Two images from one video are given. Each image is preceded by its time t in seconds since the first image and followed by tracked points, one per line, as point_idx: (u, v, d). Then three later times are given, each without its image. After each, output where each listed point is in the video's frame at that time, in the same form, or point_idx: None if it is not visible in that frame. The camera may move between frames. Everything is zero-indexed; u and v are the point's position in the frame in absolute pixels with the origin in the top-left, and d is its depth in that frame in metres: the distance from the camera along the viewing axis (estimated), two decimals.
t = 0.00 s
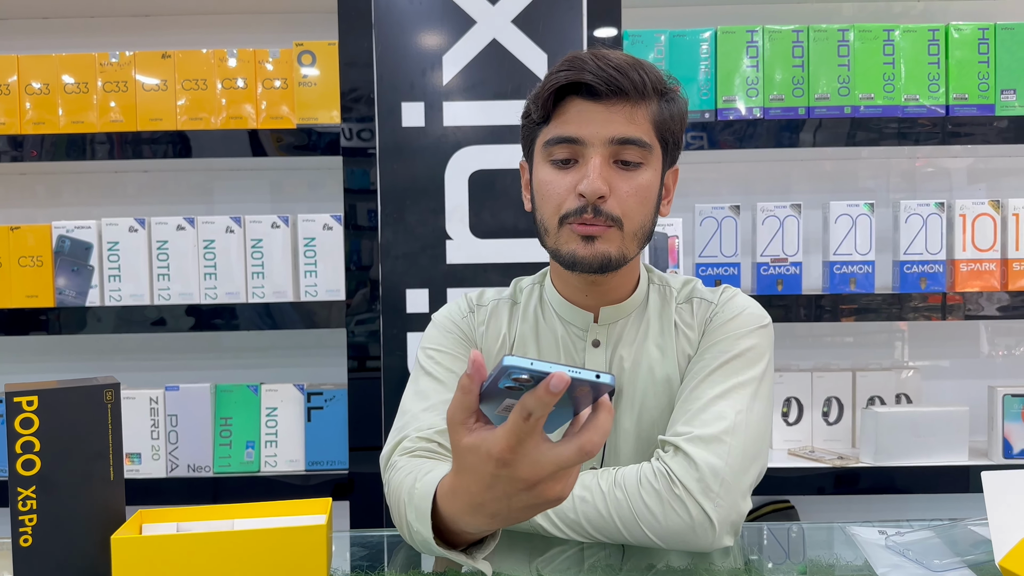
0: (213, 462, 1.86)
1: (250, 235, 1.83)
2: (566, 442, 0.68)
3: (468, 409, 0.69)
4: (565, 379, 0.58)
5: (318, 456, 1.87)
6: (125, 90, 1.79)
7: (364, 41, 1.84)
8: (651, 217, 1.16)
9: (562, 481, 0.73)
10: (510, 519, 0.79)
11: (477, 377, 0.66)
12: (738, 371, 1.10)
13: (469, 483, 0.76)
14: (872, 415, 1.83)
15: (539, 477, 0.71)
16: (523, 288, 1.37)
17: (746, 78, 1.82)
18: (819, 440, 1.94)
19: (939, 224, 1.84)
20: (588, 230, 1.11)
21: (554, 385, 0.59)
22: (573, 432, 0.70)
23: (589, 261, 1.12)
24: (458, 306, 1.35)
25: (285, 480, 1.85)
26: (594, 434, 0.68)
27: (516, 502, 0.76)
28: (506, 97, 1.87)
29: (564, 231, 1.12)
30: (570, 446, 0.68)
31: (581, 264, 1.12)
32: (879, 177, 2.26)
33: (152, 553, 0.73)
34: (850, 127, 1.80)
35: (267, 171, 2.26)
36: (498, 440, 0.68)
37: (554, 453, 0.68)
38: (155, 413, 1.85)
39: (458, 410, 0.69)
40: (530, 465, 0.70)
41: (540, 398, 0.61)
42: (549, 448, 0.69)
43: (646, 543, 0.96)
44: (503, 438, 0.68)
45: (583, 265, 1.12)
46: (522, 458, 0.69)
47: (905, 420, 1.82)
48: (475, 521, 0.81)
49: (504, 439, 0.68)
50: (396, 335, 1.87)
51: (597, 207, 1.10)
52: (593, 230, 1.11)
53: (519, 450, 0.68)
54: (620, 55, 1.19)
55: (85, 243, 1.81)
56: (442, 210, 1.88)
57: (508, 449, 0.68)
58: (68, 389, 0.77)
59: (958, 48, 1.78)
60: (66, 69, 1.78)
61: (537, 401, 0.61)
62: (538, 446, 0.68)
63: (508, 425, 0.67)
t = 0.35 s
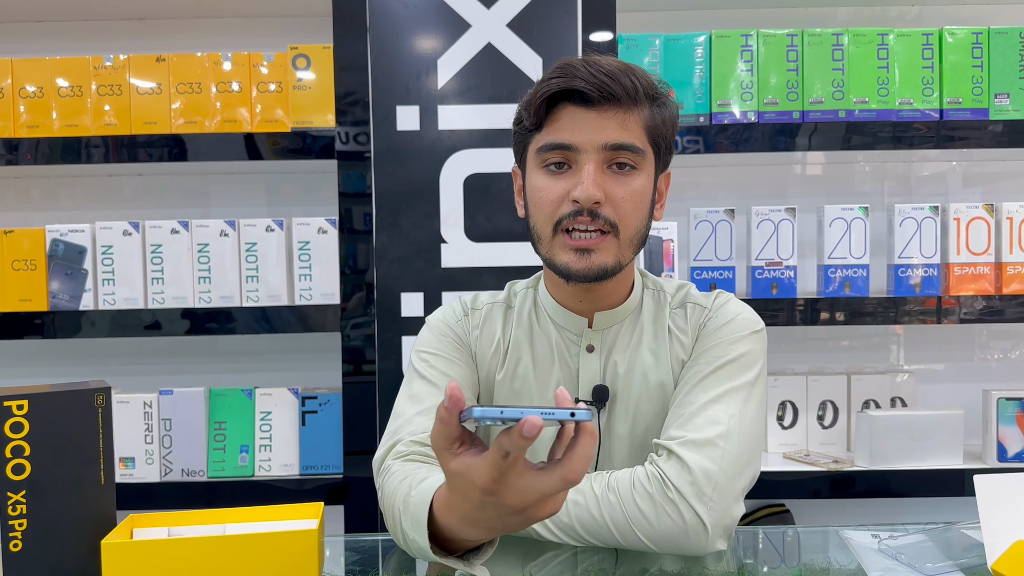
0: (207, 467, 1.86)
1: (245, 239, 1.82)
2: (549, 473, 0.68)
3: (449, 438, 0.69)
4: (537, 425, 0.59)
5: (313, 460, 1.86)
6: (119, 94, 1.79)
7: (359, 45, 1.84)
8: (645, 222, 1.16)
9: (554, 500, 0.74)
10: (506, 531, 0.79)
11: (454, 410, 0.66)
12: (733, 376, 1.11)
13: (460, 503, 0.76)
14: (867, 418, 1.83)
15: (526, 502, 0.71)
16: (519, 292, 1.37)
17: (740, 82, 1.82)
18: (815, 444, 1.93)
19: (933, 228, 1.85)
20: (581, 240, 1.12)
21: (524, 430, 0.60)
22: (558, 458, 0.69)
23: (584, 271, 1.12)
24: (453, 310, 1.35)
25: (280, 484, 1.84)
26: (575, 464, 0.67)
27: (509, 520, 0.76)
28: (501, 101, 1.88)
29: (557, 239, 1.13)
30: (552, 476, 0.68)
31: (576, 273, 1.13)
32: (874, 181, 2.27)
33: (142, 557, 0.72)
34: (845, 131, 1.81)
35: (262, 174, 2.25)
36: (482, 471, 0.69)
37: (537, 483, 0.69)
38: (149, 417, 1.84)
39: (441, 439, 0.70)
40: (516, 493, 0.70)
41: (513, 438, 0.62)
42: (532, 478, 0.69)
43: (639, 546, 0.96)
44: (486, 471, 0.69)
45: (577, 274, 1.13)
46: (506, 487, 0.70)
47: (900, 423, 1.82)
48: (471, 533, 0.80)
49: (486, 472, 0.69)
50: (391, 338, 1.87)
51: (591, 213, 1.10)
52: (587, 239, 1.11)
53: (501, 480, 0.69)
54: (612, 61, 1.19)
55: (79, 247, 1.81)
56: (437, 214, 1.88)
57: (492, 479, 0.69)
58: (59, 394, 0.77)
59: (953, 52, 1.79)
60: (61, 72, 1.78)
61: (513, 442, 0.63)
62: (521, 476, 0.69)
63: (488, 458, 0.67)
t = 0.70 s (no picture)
0: (205, 468, 1.85)
1: (243, 240, 1.82)
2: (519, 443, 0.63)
3: (448, 414, 0.67)
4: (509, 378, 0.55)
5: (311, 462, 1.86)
6: (118, 95, 1.79)
7: (358, 47, 1.84)
8: (641, 225, 1.16)
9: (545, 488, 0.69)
10: (496, 522, 0.76)
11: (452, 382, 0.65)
12: (730, 378, 1.10)
13: (445, 492, 0.74)
14: (866, 420, 1.82)
15: (510, 485, 0.67)
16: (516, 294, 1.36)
17: (739, 83, 1.82)
18: (813, 446, 1.93)
19: (932, 229, 1.85)
20: (579, 240, 1.11)
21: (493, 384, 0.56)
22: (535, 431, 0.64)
23: (582, 272, 1.12)
24: (450, 311, 1.35)
25: (278, 486, 1.84)
26: (547, 440, 0.62)
27: (494, 510, 0.72)
28: (500, 103, 1.88)
29: (554, 242, 1.12)
30: (520, 448, 0.64)
31: (574, 274, 1.12)
32: (873, 183, 2.27)
33: (137, 559, 0.72)
34: (843, 133, 1.81)
35: (261, 176, 2.25)
36: (459, 447, 0.66)
37: (516, 461, 0.64)
38: (147, 419, 1.84)
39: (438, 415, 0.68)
40: (498, 474, 0.66)
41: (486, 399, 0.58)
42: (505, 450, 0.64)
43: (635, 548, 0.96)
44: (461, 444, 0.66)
45: (576, 276, 1.12)
46: (485, 467, 0.66)
47: (899, 425, 1.82)
48: (464, 526, 0.79)
49: (464, 449, 0.65)
50: (389, 340, 1.87)
51: (587, 217, 1.10)
52: (585, 240, 1.11)
53: (480, 459, 0.65)
54: (607, 63, 1.19)
55: (78, 248, 1.81)
56: (435, 216, 1.88)
57: (468, 455, 0.65)
58: (54, 395, 0.77)
59: (952, 54, 1.79)
60: (59, 73, 1.78)
61: (485, 403, 0.58)
62: (500, 449, 0.65)
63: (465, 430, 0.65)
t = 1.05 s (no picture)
0: (207, 468, 1.85)
1: (245, 240, 1.82)
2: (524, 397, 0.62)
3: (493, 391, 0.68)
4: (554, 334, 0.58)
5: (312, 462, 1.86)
6: (120, 94, 1.79)
7: (360, 47, 1.84)
8: (642, 223, 1.15)
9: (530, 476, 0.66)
10: (460, 507, 0.74)
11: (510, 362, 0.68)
12: (733, 380, 1.10)
13: (435, 450, 0.73)
14: (868, 422, 1.82)
15: (501, 452, 0.65)
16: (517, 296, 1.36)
17: (742, 84, 1.82)
18: (815, 447, 1.93)
19: (935, 231, 1.84)
20: (577, 242, 1.11)
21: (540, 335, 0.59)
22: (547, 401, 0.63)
23: (581, 273, 1.12)
24: (451, 313, 1.35)
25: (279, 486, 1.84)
26: (547, 398, 0.60)
27: (465, 484, 0.70)
28: (503, 103, 1.87)
29: (555, 239, 1.12)
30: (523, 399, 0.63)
31: (573, 276, 1.13)
32: (875, 184, 2.26)
33: (139, 561, 0.72)
34: (846, 134, 1.80)
35: (263, 176, 2.25)
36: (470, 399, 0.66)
37: (517, 421, 0.63)
38: (149, 418, 1.84)
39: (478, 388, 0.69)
40: (496, 435, 0.65)
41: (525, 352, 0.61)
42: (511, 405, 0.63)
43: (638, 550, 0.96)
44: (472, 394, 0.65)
45: (575, 277, 1.12)
46: (483, 424, 0.64)
47: (901, 426, 1.82)
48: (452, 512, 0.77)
49: (475, 398, 0.65)
50: (391, 340, 1.87)
51: (587, 214, 1.10)
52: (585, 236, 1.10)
53: (482, 412, 0.64)
54: (607, 61, 1.19)
55: (80, 247, 1.81)
56: (438, 216, 1.88)
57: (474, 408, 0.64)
58: (57, 395, 0.77)
59: (955, 55, 1.78)
60: (62, 73, 1.78)
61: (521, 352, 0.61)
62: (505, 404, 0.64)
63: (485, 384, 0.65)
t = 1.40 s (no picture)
0: (211, 465, 1.86)
1: (250, 237, 1.82)
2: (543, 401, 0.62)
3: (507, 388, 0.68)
4: (572, 335, 0.57)
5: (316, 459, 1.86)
6: (125, 91, 1.79)
7: (365, 44, 1.84)
8: (648, 219, 1.15)
9: (549, 479, 0.66)
10: (473, 505, 0.74)
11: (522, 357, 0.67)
12: (740, 378, 1.10)
13: (449, 448, 0.74)
14: (873, 421, 1.82)
15: (519, 453, 0.65)
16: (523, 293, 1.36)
17: (747, 83, 1.81)
18: (819, 447, 1.93)
19: (940, 230, 1.84)
20: (585, 233, 1.11)
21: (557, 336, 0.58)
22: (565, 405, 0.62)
23: (588, 269, 1.12)
24: (457, 310, 1.35)
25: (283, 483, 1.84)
26: (567, 404, 0.59)
27: (479, 481, 0.70)
28: (507, 101, 1.87)
29: (561, 236, 1.12)
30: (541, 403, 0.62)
31: (581, 264, 1.12)
32: (880, 183, 2.26)
33: (146, 557, 0.72)
34: (851, 132, 1.80)
35: (268, 173, 2.25)
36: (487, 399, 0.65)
37: (535, 424, 0.62)
38: (153, 415, 1.84)
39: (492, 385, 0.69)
40: (514, 435, 0.64)
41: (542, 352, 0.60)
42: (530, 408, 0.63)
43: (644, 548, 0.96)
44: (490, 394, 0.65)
45: (583, 272, 1.12)
46: (502, 422, 0.64)
47: (906, 426, 1.81)
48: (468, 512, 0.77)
49: (493, 397, 0.65)
50: (395, 338, 1.87)
51: (593, 210, 1.09)
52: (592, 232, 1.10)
53: (501, 411, 0.64)
54: (613, 58, 1.19)
55: (84, 244, 1.81)
56: (442, 214, 1.88)
57: (492, 408, 0.64)
58: (65, 392, 0.76)
59: (961, 54, 1.78)
60: (67, 69, 1.78)
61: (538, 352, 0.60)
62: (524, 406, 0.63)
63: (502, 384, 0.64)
